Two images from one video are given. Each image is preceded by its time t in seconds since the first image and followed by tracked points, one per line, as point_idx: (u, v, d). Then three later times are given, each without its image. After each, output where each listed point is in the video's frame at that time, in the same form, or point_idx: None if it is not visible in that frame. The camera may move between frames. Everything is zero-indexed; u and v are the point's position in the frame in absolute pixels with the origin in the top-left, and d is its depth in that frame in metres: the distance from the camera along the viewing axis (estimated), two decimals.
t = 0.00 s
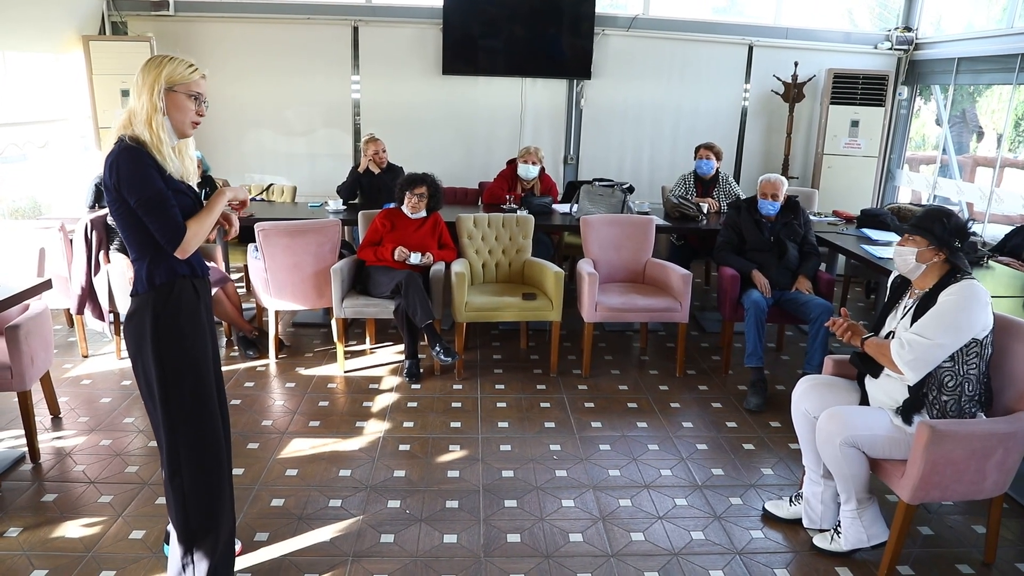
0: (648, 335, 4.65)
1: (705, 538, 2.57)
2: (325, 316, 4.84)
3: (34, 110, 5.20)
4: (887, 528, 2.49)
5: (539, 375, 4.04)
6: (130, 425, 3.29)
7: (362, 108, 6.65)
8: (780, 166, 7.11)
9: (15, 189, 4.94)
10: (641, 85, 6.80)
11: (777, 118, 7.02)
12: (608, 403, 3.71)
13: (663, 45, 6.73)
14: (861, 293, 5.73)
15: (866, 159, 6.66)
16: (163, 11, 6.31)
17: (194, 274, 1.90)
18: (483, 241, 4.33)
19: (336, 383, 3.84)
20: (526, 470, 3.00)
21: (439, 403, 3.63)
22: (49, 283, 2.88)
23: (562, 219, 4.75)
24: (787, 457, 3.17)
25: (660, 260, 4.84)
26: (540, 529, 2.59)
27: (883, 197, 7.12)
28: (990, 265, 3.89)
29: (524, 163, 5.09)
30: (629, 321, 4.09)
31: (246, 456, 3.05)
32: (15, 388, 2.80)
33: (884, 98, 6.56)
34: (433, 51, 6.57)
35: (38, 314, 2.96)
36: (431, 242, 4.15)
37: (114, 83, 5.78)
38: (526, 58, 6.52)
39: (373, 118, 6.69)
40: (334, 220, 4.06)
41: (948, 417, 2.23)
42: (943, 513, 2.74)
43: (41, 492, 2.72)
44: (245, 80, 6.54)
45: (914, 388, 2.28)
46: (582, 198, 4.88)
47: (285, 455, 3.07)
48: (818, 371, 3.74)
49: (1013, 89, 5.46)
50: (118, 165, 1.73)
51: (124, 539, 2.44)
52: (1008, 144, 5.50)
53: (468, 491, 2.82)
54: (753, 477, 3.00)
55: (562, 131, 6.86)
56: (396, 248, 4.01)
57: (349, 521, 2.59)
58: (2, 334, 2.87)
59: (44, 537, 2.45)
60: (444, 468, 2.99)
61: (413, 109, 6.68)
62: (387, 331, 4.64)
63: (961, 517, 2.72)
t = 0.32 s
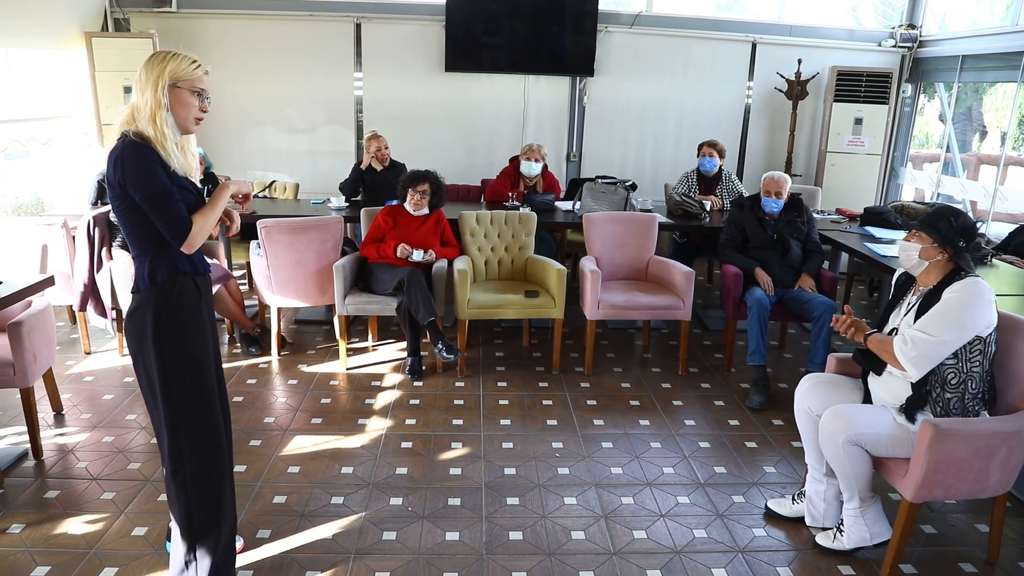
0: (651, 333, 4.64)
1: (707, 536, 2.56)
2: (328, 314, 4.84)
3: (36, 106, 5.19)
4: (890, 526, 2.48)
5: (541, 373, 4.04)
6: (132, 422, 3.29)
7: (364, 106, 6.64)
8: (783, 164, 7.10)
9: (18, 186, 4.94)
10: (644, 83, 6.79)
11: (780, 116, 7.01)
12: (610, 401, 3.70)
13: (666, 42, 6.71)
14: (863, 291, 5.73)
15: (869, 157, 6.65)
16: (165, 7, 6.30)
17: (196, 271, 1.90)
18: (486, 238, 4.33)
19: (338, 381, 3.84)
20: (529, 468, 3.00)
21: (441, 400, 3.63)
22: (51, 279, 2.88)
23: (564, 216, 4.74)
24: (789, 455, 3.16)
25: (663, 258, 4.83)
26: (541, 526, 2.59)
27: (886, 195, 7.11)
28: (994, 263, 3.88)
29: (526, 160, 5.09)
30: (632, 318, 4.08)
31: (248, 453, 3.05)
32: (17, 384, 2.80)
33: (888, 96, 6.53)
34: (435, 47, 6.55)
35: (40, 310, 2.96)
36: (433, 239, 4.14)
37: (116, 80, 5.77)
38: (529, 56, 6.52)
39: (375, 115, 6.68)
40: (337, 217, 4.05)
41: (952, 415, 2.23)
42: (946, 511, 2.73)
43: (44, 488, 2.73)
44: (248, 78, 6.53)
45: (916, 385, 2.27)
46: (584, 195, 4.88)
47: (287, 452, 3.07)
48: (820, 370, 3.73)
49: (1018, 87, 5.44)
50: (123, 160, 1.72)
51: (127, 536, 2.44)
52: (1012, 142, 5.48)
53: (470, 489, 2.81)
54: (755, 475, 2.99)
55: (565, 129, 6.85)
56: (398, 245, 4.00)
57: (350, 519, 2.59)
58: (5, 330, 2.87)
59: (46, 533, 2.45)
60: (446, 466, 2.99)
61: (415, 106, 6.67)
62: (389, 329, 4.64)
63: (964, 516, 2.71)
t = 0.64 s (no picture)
0: (651, 332, 4.64)
1: (707, 535, 2.56)
2: (328, 314, 4.84)
3: (36, 107, 5.19)
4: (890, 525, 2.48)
5: (542, 372, 4.04)
6: (132, 422, 3.29)
7: (364, 105, 6.64)
8: (783, 163, 7.09)
9: (17, 186, 4.93)
10: (644, 82, 6.78)
11: (780, 115, 7.00)
12: (611, 400, 3.70)
13: (666, 42, 6.71)
14: (863, 289, 5.73)
15: (869, 156, 6.64)
16: (165, 8, 6.30)
17: (198, 272, 1.90)
18: (486, 238, 4.33)
19: (339, 381, 3.84)
20: (529, 467, 3.00)
21: (441, 400, 3.63)
22: (51, 280, 2.88)
23: (564, 216, 4.74)
24: (789, 454, 3.16)
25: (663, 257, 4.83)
26: (542, 525, 2.59)
27: (886, 193, 7.11)
28: (994, 262, 3.88)
29: (526, 160, 5.09)
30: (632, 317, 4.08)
31: (248, 453, 3.05)
32: (17, 385, 2.80)
33: (888, 95, 6.53)
34: (435, 47, 6.55)
35: (40, 311, 2.96)
36: (433, 239, 4.15)
37: (116, 81, 5.77)
38: (529, 56, 6.52)
39: (375, 115, 6.68)
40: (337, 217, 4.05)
41: (952, 413, 2.23)
42: (946, 510, 2.73)
43: (44, 489, 2.73)
44: (248, 78, 6.53)
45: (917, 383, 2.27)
46: (584, 194, 4.87)
47: (287, 452, 3.07)
48: (821, 368, 3.73)
49: (1018, 86, 5.44)
50: (127, 161, 1.71)
51: (127, 536, 2.45)
52: (1012, 140, 5.48)
53: (470, 489, 2.81)
54: (755, 473, 2.99)
55: (565, 128, 6.84)
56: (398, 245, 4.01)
57: (350, 518, 2.59)
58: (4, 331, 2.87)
59: (47, 534, 2.45)
60: (446, 465, 2.99)
61: (415, 106, 6.67)
62: (389, 329, 4.64)
63: (964, 514, 2.71)
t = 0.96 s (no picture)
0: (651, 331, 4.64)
1: (707, 533, 2.57)
2: (327, 313, 4.84)
3: (35, 106, 5.19)
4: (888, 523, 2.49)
5: (541, 371, 4.04)
6: (132, 422, 3.29)
7: (364, 104, 6.64)
8: (782, 162, 7.09)
9: (16, 186, 4.93)
10: (643, 81, 6.78)
11: (779, 114, 7.00)
12: (610, 399, 3.71)
13: (665, 41, 6.71)
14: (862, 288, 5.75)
15: (869, 154, 6.64)
16: (164, 7, 6.30)
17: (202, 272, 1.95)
18: (485, 237, 4.33)
19: (338, 379, 3.84)
20: (528, 466, 3.00)
21: (440, 399, 3.64)
22: (50, 279, 2.89)
23: (564, 214, 4.74)
24: (788, 452, 3.17)
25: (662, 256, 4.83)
26: (541, 524, 2.59)
27: (885, 192, 7.11)
28: (993, 260, 3.88)
29: (526, 159, 5.09)
30: (631, 316, 4.08)
31: (248, 452, 3.05)
32: (17, 384, 2.80)
33: (887, 94, 6.53)
34: (435, 46, 6.55)
35: (40, 310, 2.96)
36: (432, 238, 4.15)
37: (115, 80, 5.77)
38: (528, 54, 6.52)
39: (375, 114, 6.68)
40: (337, 215, 4.05)
41: (949, 408, 2.23)
42: (945, 507, 2.74)
43: (44, 488, 2.73)
44: (247, 77, 6.53)
45: (913, 375, 2.28)
46: (583, 193, 4.87)
47: (287, 451, 3.07)
48: (820, 367, 3.74)
49: (1017, 85, 5.45)
50: (134, 164, 1.73)
51: (127, 535, 2.45)
52: (1011, 139, 5.49)
53: (469, 487, 2.82)
54: (754, 472, 3.00)
55: (564, 127, 6.84)
56: (397, 244, 4.01)
57: (350, 517, 2.59)
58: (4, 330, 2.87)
59: (47, 533, 2.45)
60: (445, 464, 2.99)
61: (415, 105, 6.67)
62: (389, 328, 4.64)
63: (963, 512, 2.72)
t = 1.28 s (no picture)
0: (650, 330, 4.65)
1: (705, 532, 2.57)
2: (327, 311, 4.85)
3: (35, 105, 5.19)
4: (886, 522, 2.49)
5: (540, 370, 4.05)
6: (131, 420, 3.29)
7: (363, 103, 6.64)
8: (782, 161, 7.09)
9: (16, 184, 4.93)
10: (643, 81, 6.79)
11: (778, 113, 7.01)
12: (609, 398, 3.71)
13: (665, 40, 6.71)
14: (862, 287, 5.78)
15: (868, 154, 6.65)
16: (163, 6, 6.29)
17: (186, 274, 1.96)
18: (485, 236, 4.33)
19: (337, 378, 3.84)
20: (527, 465, 3.00)
21: (439, 398, 3.64)
22: (50, 278, 2.89)
23: (563, 214, 4.74)
24: (787, 452, 3.17)
25: (661, 255, 4.84)
26: (540, 523, 2.59)
27: (885, 191, 7.11)
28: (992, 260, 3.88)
29: (525, 158, 5.09)
30: (630, 315, 4.08)
31: (247, 451, 3.05)
32: (16, 383, 2.80)
33: (887, 94, 6.53)
34: (434, 45, 6.55)
35: (40, 308, 2.97)
36: (432, 236, 4.15)
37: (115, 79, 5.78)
38: (528, 53, 6.51)
39: (374, 113, 6.68)
40: (336, 214, 4.06)
41: (948, 406, 2.22)
42: (943, 507, 2.74)
43: (43, 487, 2.73)
44: (247, 76, 6.52)
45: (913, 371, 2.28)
46: (583, 193, 4.87)
47: (286, 450, 3.08)
48: (819, 366, 3.75)
49: (1016, 85, 5.45)
50: (121, 164, 1.73)
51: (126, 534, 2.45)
52: (1011, 139, 5.49)
53: (468, 486, 2.82)
54: (753, 471, 3.00)
55: (564, 126, 6.84)
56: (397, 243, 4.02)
57: (349, 516, 2.59)
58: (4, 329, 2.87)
59: (46, 532, 2.45)
60: (444, 462, 3.00)
61: (414, 104, 6.67)
62: (388, 327, 4.65)
63: (961, 511, 2.72)
